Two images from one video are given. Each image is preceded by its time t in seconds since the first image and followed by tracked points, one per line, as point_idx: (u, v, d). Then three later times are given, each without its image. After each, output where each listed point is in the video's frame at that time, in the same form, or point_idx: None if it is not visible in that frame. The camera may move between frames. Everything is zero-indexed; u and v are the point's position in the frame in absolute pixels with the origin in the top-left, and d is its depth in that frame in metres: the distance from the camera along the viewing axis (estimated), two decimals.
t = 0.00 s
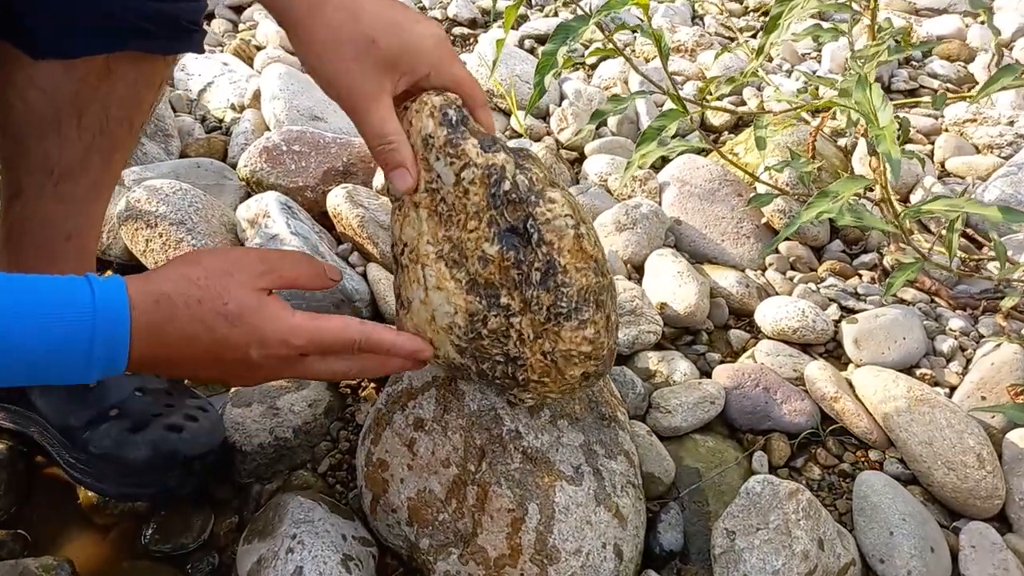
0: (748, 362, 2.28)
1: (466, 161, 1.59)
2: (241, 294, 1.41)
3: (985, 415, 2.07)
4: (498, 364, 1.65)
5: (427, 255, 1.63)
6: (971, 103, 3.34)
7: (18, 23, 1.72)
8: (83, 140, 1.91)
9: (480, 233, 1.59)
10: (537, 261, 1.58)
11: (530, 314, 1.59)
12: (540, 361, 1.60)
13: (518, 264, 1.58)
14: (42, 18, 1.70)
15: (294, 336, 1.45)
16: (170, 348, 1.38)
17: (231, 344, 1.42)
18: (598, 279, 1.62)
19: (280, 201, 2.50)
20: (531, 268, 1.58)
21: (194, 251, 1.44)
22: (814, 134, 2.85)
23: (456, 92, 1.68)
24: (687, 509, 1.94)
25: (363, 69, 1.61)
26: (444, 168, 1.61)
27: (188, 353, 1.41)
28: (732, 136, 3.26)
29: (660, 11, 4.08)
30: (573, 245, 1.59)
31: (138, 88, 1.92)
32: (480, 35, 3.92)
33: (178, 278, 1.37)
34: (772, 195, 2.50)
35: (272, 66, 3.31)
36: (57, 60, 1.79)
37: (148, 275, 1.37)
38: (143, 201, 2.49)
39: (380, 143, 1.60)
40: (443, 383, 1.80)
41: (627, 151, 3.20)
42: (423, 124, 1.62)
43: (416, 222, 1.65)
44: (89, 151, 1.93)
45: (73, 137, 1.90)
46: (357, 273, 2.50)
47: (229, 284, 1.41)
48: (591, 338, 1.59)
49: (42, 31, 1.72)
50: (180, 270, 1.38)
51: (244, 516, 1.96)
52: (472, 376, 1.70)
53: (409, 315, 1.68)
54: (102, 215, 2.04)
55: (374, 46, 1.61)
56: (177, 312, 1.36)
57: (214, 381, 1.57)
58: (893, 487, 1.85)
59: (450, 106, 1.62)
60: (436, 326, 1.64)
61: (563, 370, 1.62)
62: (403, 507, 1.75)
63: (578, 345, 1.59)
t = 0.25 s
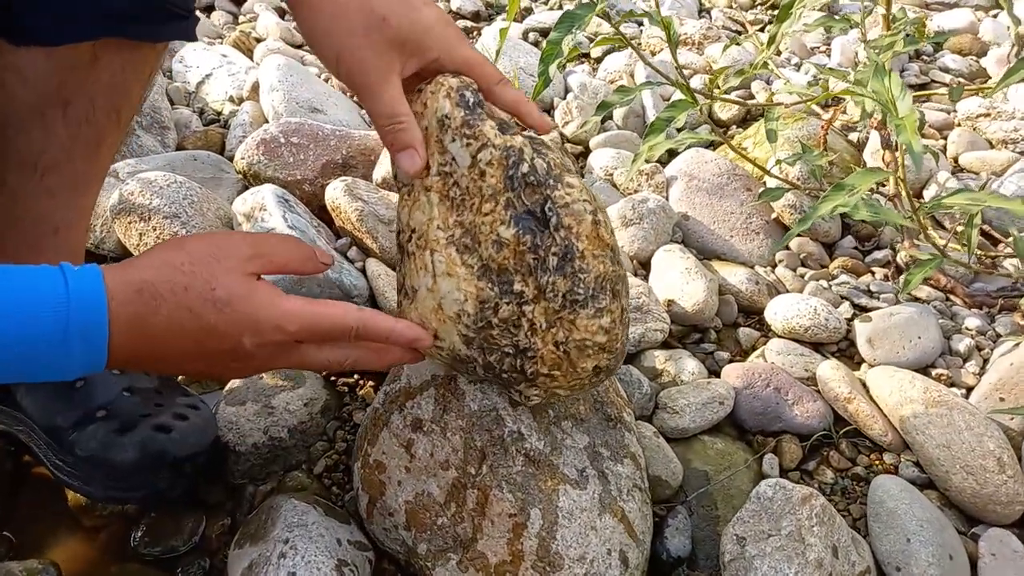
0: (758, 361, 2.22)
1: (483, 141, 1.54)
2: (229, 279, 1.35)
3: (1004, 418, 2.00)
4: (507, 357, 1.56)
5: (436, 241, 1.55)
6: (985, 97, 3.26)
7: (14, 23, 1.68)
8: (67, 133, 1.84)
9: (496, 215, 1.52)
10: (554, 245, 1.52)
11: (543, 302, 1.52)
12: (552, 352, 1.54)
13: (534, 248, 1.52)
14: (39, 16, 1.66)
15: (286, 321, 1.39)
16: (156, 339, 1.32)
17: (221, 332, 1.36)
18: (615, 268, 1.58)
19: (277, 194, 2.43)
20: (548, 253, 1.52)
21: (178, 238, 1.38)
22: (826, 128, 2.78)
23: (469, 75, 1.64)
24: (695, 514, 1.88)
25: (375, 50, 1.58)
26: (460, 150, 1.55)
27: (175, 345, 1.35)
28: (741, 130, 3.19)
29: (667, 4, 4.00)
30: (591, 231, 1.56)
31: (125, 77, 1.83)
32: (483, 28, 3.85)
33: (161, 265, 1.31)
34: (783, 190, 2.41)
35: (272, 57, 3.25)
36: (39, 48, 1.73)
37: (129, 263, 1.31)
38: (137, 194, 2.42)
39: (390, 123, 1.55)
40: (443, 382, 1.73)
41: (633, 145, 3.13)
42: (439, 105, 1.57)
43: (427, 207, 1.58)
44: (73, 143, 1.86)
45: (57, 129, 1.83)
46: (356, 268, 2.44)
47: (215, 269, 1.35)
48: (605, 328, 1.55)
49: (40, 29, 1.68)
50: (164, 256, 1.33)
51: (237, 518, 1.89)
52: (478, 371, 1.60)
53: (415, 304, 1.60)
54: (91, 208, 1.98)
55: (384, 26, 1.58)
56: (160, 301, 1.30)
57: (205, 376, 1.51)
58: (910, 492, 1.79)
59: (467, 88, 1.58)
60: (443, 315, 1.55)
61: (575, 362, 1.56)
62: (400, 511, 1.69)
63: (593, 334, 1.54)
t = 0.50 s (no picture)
0: (766, 361, 2.16)
1: (468, 136, 1.46)
2: (215, 288, 1.29)
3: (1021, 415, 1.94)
4: (510, 356, 1.49)
5: (427, 243, 1.50)
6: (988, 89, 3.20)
7: None
8: (48, 137, 1.80)
9: (488, 209, 1.45)
10: (551, 235, 1.45)
11: (545, 295, 1.45)
12: (557, 346, 1.46)
13: (531, 240, 1.45)
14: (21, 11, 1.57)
15: (277, 333, 1.33)
16: (139, 350, 1.27)
17: (207, 343, 1.31)
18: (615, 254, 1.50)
19: (268, 198, 2.37)
20: (546, 244, 1.45)
21: (162, 242, 1.31)
22: (828, 121, 2.72)
23: (448, 70, 1.57)
24: (704, 520, 1.82)
25: (354, 42, 1.53)
26: (445, 147, 1.47)
27: (160, 355, 1.29)
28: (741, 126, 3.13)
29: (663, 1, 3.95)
30: (587, 219, 1.48)
31: (104, 80, 1.82)
32: (478, 29, 3.80)
33: (143, 274, 1.25)
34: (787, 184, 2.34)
35: (263, 61, 3.19)
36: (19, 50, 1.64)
37: (110, 271, 1.24)
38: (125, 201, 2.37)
39: (372, 116, 1.48)
40: (440, 389, 1.67)
41: (632, 144, 3.07)
42: (420, 102, 1.49)
43: (415, 208, 1.52)
44: (53, 148, 1.82)
45: (36, 133, 1.79)
46: (350, 274, 2.38)
47: (201, 278, 1.29)
48: (610, 317, 1.47)
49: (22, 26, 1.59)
50: (146, 264, 1.26)
51: (230, 533, 1.83)
52: (481, 374, 1.53)
53: (409, 311, 1.54)
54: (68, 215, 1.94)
55: (364, 19, 1.53)
56: (143, 311, 1.24)
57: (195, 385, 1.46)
58: (928, 494, 1.73)
59: (446, 84, 1.50)
60: (439, 319, 1.49)
61: (581, 355, 1.48)
62: (398, 523, 1.63)
63: (598, 324, 1.46)
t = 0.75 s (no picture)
0: (759, 359, 2.12)
1: (429, 147, 1.38)
2: (166, 289, 1.25)
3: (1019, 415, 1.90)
4: (485, 373, 1.45)
5: (393, 257, 1.43)
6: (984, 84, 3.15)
7: None
8: (25, 122, 1.74)
9: (453, 228, 1.39)
10: (521, 257, 1.38)
11: (517, 317, 1.39)
12: (532, 367, 1.42)
13: (500, 262, 1.39)
14: None
15: (230, 338, 1.29)
16: (88, 349, 1.24)
17: (157, 344, 1.27)
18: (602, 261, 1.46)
19: (252, 190, 2.32)
20: (516, 266, 1.38)
21: (113, 234, 1.26)
22: (824, 113, 2.66)
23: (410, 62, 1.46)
24: (696, 522, 1.78)
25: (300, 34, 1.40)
26: (404, 157, 1.39)
27: (109, 353, 1.26)
28: (735, 120, 3.08)
29: None
30: (561, 237, 1.38)
31: (83, 64, 1.75)
32: (469, 19, 3.74)
33: (91, 271, 1.20)
34: (782, 179, 2.28)
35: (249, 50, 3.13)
36: None
37: (59, 265, 1.20)
38: (105, 191, 2.31)
39: (325, 118, 1.38)
40: (426, 388, 1.63)
41: (625, 136, 3.02)
42: (376, 105, 1.40)
43: (379, 218, 1.45)
44: (31, 133, 1.77)
45: (13, 118, 1.73)
46: (336, 268, 2.33)
47: (152, 278, 1.24)
48: (587, 341, 1.42)
49: None
50: (96, 259, 1.21)
51: (210, 534, 1.78)
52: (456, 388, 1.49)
53: (380, 324, 1.47)
54: (53, 202, 1.89)
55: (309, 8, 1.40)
56: (90, 311, 1.20)
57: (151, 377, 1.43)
58: (923, 496, 1.69)
59: (407, 83, 1.41)
60: (410, 335, 1.43)
61: (559, 376, 1.44)
62: (382, 526, 1.58)
63: (574, 349, 1.41)
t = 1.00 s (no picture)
0: (769, 352, 2.08)
1: (434, 130, 1.34)
2: (158, 287, 1.21)
3: None
4: (479, 370, 1.41)
5: (393, 243, 1.39)
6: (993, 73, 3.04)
7: None
8: (19, 116, 1.70)
9: (452, 216, 1.35)
10: (518, 251, 1.33)
11: (513, 314, 1.35)
12: (527, 369, 1.38)
13: (498, 254, 1.34)
14: None
15: (223, 338, 1.25)
16: (74, 345, 1.20)
17: (146, 343, 1.24)
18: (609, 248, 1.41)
19: (252, 184, 2.28)
20: (513, 261, 1.34)
21: (106, 229, 1.22)
22: (833, 102, 2.59)
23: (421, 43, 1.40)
24: (706, 518, 1.74)
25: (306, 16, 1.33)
26: (409, 141, 1.35)
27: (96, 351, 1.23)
28: (742, 111, 3.04)
29: None
30: (563, 232, 1.34)
31: (77, 56, 1.71)
32: (471, 13, 3.69)
33: (81, 266, 1.16)
34: (790, 171, 2.22)
35: (249, 44, 3.09)
36: None
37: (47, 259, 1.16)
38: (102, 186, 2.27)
39: (335, 100, 1.34)
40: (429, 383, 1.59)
41: (629, 129, 2.98)
42: (384, 87, 1.36)
43: (383, 203, 1.41)
44: (24, 128, 1.72)
45: (7, 111, 1.69)
46: (338, 262, 2.29)
47: (145, 276, 1.20)
48: (584, 345, 1.36)
49: None
50: (86, 254, 1.17)
51: (210, 533, 1.75)
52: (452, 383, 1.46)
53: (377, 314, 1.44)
54: (45, 200, 1.84)
55: None
56: (79, 308, 1.17)
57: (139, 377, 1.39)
58: (940, 492, 1.65)
59: (416, 65, 1.36)
60: (408, 326, 1.40)
61: (555, 379, 1.39)
62: (385, 524, 1.55)
63: (570, 352, 1.36)
